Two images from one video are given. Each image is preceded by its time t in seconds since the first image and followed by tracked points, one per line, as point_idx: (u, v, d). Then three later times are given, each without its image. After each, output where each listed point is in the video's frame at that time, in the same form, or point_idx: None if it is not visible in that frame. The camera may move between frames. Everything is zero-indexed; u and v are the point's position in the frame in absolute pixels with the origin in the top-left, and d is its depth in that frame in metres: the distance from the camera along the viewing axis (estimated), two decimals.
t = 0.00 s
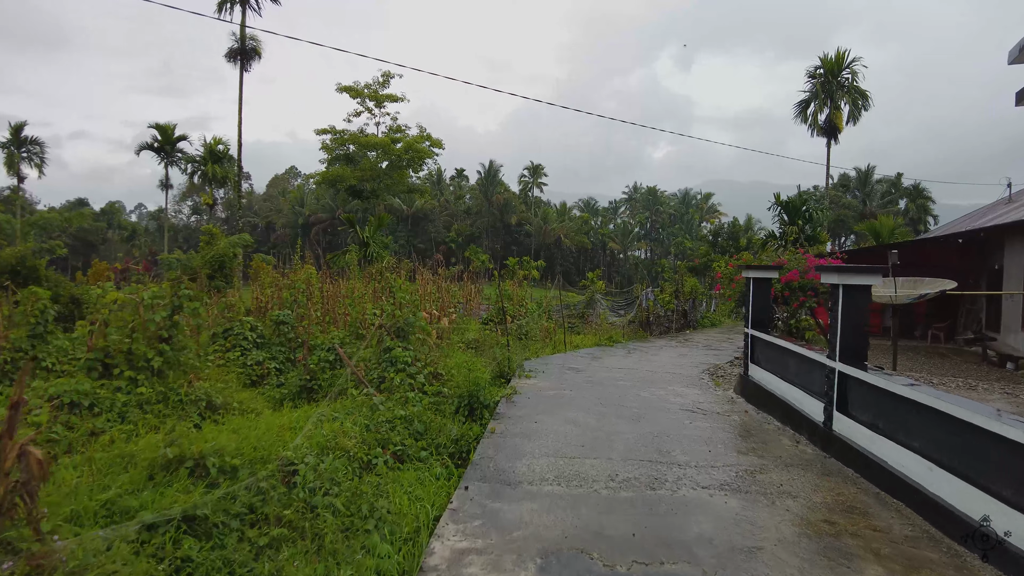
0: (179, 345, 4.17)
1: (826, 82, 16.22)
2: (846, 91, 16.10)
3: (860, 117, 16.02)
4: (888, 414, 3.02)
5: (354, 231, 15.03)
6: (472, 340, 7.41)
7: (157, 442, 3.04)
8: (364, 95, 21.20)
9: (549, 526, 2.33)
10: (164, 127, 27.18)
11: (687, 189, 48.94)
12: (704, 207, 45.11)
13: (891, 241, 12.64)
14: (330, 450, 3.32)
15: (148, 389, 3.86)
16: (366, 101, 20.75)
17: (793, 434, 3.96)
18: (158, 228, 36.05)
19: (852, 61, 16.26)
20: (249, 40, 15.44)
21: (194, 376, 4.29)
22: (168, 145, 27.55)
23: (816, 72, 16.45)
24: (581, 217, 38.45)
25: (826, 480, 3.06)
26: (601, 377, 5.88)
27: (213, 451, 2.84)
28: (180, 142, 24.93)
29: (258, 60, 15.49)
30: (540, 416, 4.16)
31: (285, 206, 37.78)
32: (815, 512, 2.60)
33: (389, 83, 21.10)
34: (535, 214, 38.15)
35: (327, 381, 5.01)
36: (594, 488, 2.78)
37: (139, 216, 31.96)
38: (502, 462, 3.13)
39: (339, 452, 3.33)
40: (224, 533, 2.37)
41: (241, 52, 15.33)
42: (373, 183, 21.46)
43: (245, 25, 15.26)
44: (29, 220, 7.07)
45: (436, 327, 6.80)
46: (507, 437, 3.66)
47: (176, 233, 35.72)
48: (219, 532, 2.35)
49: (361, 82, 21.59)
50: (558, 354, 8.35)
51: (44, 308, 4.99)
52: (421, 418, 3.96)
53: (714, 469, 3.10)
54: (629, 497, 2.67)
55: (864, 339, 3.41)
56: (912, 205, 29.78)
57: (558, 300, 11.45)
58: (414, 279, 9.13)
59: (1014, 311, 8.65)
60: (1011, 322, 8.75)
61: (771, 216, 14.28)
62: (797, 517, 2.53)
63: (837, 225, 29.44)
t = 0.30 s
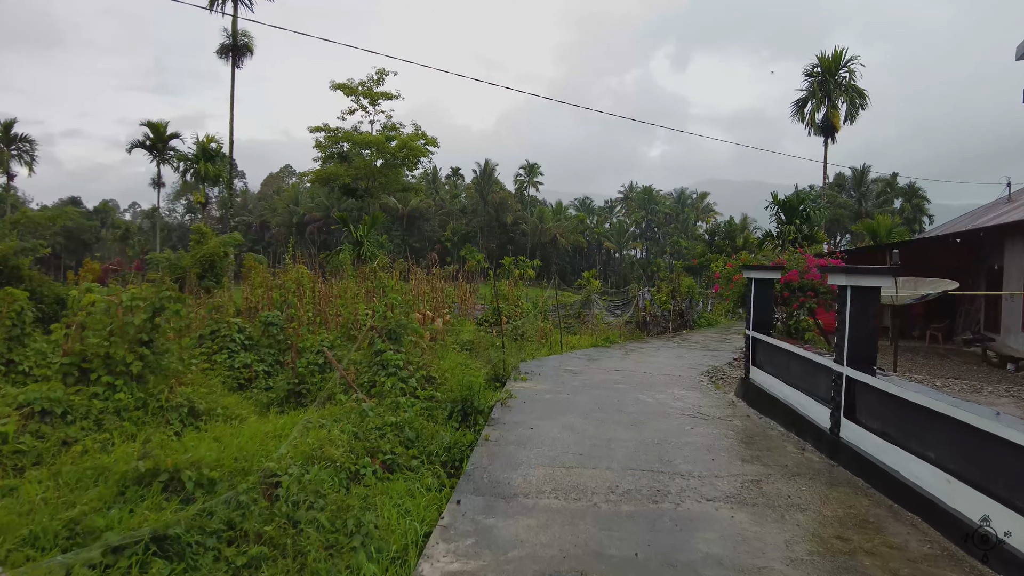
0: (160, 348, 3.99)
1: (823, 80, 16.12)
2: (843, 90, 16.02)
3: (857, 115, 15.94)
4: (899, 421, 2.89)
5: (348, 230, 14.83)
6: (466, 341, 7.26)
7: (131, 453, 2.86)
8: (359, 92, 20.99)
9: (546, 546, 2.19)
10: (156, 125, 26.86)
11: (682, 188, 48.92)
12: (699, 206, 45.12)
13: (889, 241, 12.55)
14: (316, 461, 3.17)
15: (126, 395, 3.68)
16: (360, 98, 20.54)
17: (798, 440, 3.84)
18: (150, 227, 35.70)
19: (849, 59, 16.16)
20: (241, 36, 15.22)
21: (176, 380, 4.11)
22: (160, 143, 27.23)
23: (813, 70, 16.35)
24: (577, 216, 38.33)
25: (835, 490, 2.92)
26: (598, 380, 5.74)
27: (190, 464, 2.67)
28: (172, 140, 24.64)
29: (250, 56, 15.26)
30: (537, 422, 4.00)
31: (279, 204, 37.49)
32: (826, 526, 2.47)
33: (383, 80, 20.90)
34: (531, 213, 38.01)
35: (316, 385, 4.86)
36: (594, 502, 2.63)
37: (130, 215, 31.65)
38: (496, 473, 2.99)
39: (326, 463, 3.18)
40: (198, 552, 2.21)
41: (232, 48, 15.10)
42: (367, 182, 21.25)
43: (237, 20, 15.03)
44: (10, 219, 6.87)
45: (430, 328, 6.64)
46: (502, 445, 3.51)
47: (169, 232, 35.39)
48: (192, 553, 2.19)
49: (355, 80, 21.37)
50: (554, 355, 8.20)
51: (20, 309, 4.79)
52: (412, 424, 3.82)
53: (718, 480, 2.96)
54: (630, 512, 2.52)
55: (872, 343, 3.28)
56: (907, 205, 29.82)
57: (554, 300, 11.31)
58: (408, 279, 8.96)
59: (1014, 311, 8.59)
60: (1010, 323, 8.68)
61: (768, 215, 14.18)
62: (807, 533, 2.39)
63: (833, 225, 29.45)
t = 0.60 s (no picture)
0: (136, 351, 3.78)
1: (818, 78, 16.03)
2: (839, 87, 15.94)
3: (853, 113, 15.86)
4: (909, 424, 2.76)
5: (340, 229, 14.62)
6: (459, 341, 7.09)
7: (96, 463, 2.67)
8: (351, 90, 20.77)
9: (538, 563, 2.03)
10: (145, 124, 26.54)
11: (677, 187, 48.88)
12: (694, 206, 45.12)
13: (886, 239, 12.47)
14: (295, 469, 3.00)
15: (98, 399, 3.48)
16: (353, 96, 20.33)
17: (800, 443, 3.70)
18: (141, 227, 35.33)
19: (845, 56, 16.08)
20: (230, 32, 14.99)
21: (153, 384, 3.92)
22: (150, 142, 26.90)
23: (809, 68, 16.27)
24: (572, 215, 38.22)
25: (843, 497, 2.78)
26: (593, 381, 5.58)
27: (157, 474, 2.48)
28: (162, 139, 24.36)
29: (239, 53, 15.03)
30: (529, 426, 3.84)
31: (272, 204, 37.17)
32: (837, 538, 2.32)
33: (376, 78, 20.68)
34: (525, 213, 37.87)
35: (301, 388, 4.68)
36: (589, 513, 2.47)
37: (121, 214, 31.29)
38: (485, 482, 2.83)
39: (307, 472, 3.01)
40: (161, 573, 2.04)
41: (222, 45, 14.87)
42: (359, 180, 21.03)
43: (226, 16, 14.79)
44: None
45: (420, 328, 6.46)
46: (493, 450, 3.35)
47: (160, 232, 35.03)
48: None
49: (347, 77, 21.14)
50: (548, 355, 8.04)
51: None
52: (398, 429, 3.66)
53: (720, 488, 2.81)
54: (628, 524, 2.37)
55: (879, 343, 3.14)
56: (901, 204, 29.87)
57: (549, 299, 11.16)
58: (399, 279, 8.77)
59: (1014, 309, 8.49)
60: (1009, 320, 8.60)
61: (764, 213, 14.08)
62: (816, 546, 2.24)
63: (827, 223, 29.45)
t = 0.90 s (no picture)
0: (111, 358, 3.61)
1: (817, 76, 15.93)
2: (837, 86, 15.83)
3: (851, 112, 15.76)
4: (924, 436, 2.61)
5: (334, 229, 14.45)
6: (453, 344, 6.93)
7: (56, 481, 2.48)
8: (346, 89, 20.59)
9: None
10: (138, 123, 26.28)
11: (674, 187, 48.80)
12: (690, 206, 45.05)
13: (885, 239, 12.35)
14: (274, 486, 2.83)
15: (67, 410, 3.29)
16: (347, 96, 20.15)
17: (806, 453, 3.54)
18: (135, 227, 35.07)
19: (844, 55, 15.97)
20: (222, 30, 14.79)
21: (128, 392, 3.73)
22: (143, 142, 26.65)
23: (807, 67, 16.15)
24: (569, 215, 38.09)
25: (855, 513, 2.62)
26: (590, 386, 5.41)
27: (121, 493, 2.30)
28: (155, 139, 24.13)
29: (231, 51, 14.84)
30: (523, 435, 3.67)
31: (267, 204, 36.91)
32: (852, 561, 2.15)
33: (371, 77, 20.51)
34: (522, 213, 37.73)
35: (286, 395, 4.51)
36: (586, 533, 2.31)
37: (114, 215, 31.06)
38: (475, 499, 2.67)
39: (288, 488, 2.84)
40: None
41: (214, 43, 14.67)
42: (354, 180, 20.84)
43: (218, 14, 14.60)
44: None
45: (413, 332, 6.29)
46: (485, 462, 3.18)
47: (154, 232, 34.76)
48: None
49: (342, 76, 20.95)
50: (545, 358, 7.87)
51: None
52: (386, 439, 3.51)
53: (724, 503, 2.65)
54: (628, 546, 2.20)
55: (890, 349, 2.98)
56: (898, 204, 29.82)
57: (546, 300, 11.00)
58: (392, 280, 8.59)
59: (1016, 310, 8.38)
60: (1012, 322, 8.48)
61: (762, 213, 13.96)
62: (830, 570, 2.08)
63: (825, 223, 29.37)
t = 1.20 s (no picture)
0: (85, 358, 3.35)
1: (815, 75, 15.83)
2: (835, 84, 15.73)
3: (850, 110, 15.65)
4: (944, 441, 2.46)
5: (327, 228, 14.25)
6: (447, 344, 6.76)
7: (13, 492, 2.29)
8: (340, 86, 20.38)
9: None
10: (130, 121, 25.96)
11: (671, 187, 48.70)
12: (687, 206, 44.99)
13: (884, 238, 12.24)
14: (252, 495, 2.65)
15: (36, 412, 3.05)
16: (342, 93, 19.94)
17: (814, 458, 3.40)
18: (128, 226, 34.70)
19: (842, 53, 15.87)
20: (213, 25, 14.56)
21: (103, 396, 3.53)
22: (135, 140, 26.36)
23: (805, 65, 16.05)
24: (565, 215, 37.96)
25: (871, 523, 2.46)
26: (588, 387, 5.24)
27: (83, 506, 2.11)
28: (148, 136, 23.88)
29: (223, 47, 14.61)
30: (520, 439, 3.51)
31: (262, 204, 36.62)
32: None
33: (365, 74, 20.30)
34: (518, 212, 37.55)
35: (273, 397, 4.33)
36: (586, 547, 2.15)
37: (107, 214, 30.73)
38: (467, 509, 2.50)
39: (268, 497, 2.67)
40: None
41: (205, 38, 14.44)
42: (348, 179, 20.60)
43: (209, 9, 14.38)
44: None
45: (405, 331, 6.10)
46: (478, 468, 3.01)
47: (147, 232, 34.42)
48: None
49: (336, 73, 20.72)
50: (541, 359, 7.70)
51: None
52: (374, 443, 3.34)
53: (733, 513, 2.50)
54: (632, 561, 2.04)
55: (905, 349, 2.83)
56: (895, 203, 29.79)
57: (542, 299, 10.83)
58: (385, 279, 8.39)
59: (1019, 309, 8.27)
60: (1013, 321, 8.37)
61: (760, 212, 13.85)
62: None
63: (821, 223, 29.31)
